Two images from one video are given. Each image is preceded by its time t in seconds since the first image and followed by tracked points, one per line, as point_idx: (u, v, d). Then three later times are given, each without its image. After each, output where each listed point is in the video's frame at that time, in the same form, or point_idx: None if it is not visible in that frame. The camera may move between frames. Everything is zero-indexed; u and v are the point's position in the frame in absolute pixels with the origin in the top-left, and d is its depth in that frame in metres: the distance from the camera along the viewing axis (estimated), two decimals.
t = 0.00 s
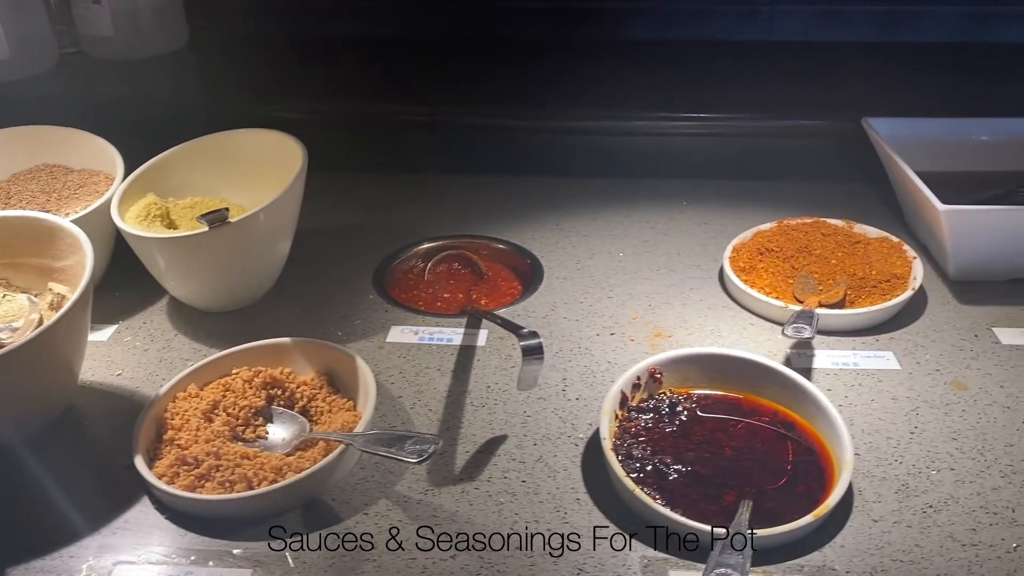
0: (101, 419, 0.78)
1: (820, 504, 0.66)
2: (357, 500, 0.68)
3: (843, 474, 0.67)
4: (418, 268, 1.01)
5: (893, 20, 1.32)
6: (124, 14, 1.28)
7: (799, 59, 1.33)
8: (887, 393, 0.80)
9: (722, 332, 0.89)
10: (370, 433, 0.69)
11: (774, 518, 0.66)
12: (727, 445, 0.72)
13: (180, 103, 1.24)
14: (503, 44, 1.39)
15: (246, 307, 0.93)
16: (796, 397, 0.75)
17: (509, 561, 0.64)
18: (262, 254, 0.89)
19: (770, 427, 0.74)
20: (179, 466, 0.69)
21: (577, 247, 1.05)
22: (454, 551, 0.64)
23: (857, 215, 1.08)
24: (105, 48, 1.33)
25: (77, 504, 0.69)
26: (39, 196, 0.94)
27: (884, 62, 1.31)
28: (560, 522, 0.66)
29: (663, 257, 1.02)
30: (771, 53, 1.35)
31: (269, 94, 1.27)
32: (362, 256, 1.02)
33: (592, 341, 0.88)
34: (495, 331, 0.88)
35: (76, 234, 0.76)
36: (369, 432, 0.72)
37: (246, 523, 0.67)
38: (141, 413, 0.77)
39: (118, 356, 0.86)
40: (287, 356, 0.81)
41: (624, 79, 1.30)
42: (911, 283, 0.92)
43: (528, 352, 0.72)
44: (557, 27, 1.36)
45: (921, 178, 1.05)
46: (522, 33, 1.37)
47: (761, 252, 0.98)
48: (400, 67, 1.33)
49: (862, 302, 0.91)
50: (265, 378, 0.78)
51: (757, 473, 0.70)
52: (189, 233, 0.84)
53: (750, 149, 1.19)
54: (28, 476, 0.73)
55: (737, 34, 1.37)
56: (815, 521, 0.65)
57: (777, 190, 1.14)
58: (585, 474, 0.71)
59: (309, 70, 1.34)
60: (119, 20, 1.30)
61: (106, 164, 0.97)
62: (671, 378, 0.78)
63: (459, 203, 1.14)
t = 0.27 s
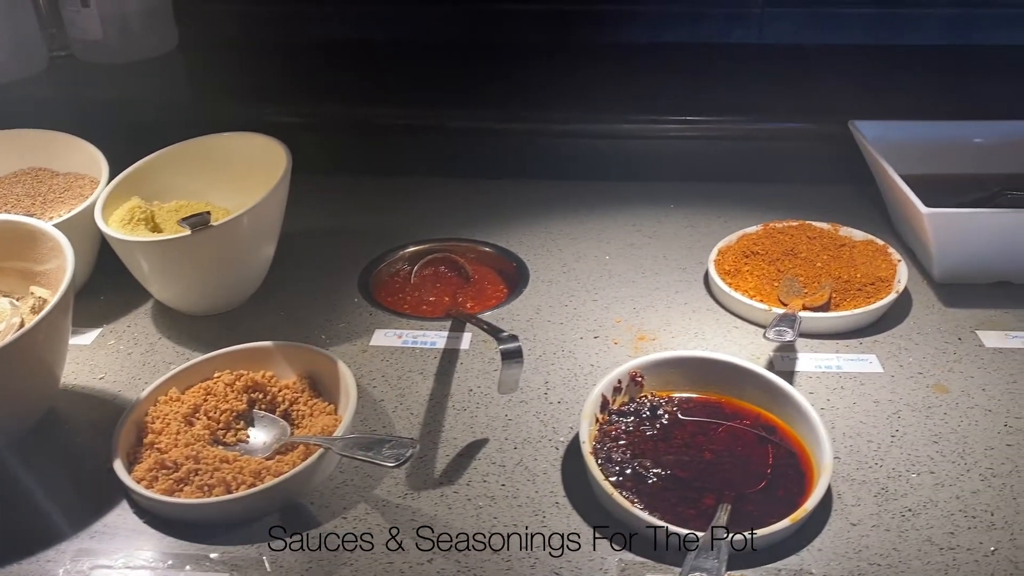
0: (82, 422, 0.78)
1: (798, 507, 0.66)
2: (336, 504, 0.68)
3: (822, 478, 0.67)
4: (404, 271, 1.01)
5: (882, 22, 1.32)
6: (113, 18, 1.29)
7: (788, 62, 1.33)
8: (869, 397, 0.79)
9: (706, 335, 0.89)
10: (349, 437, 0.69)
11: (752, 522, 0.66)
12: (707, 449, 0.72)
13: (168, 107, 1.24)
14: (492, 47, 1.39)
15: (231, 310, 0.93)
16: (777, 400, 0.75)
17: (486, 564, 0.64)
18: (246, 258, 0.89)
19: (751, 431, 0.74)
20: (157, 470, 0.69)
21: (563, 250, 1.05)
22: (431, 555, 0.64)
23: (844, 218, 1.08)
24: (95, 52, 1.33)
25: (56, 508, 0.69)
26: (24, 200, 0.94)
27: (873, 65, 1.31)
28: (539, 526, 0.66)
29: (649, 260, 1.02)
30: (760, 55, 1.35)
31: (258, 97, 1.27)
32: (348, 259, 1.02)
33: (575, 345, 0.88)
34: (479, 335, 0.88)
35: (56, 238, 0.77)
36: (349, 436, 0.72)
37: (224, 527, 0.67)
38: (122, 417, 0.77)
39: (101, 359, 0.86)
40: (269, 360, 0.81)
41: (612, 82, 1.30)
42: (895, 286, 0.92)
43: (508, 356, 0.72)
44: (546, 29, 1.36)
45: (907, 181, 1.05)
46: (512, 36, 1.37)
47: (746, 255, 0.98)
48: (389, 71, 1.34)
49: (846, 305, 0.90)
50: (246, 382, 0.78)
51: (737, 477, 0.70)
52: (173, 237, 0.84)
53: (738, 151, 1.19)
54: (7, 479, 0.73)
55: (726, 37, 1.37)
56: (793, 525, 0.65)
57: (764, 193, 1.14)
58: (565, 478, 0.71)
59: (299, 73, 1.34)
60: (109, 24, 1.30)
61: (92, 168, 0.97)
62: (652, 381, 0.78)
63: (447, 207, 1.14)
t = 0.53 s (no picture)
0: (60, 426, 0.78)
1: (776, 512, 0.66)
2: (312, 509, 0.68)
3: (800, 482, 0.67)
4: (388, 275, 1.00)
5: (871, 24, 1.32)
6: (100, 21, 1.29)
7: (776, 64, 1.33)
8: (851, 401, 0.79)
9: (688, 338, 0.88)
10: (326, 442, 0.69)
11: (730, 527, 0.65)
12: (687, 453, 0.72)
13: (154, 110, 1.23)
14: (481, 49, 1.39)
15: (213, 314, 0.93)
16: (757, 405, 0.75)
17: (462, 570, 0.63)
18: (228, 261, 0.89)
19: (731, 435, 0.74)
20: (133, 474, 0.69)
21: (548, 254, 1.05)
22: (407, 561, 0.64)
23: (831, 221, 1.08)
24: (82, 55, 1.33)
25: (31, 513, 0.69)
26: (6, 204, 0.94)
27: (862, 68, 1.31)
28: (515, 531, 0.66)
29: (634, 263, 1.02)
30: (749, 58, 1.35)
31: (245, 100, 1.27)
32: (332, 262, 1.02)
33: (557, 348, 0.87)
34: (462, 338, 0.88)
35: (34, 242, 0.76)
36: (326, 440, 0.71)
37: (199, 532, 0.66)
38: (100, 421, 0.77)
39: (82, 363, 0.86)
40: (248, 364, 0.80)
41: (600, 84, 1.29)
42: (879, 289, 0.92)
43: (486, 359, 0.72)
44: (535, 31, 1.36)
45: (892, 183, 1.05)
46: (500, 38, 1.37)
47: (730, 258, 0.98)
48: (377, 73, 1.33)
49: (830, 309, 0.90)
50: (225, 387, 0.78)
51: (715, 481, 0.69)
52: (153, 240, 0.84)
53: (725, 154, 1.19)
54: None
55: (715, 39, 1.37)
56: (770, 530, 0.64)
57: (751, 196, 1.14)
58: (543, 482, 0.70)
59: (286, 76, 1.34)
60: (95, 26, 1.30)
61: (74, 171, 0.97)
62: (632, 385, 0.78)
63: (433, 210, 1.14)
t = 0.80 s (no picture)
0: (35, 431, 0.77)
1: (750, 516, 0.66)
2: (284, 514, 0.68)
3: (774, 486, 0.67)
4: (370, 278, 1.00)
5: (856, 27, 1.32)
6: (85, 24, 1.28)
7: (763, 66, 1.33)
8: (829, 404, 0.79)
9: (668, 341, 0.88)
10: (298, 447, 0.69)
11: (703, 531, 0.65)
12: (662, 458, 0.72)
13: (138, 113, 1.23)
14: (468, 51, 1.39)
15: (193, 318, 0.93)
16: (733, 408, 0.75)
17: None
18: (206, 265, 0.89)
19: (707, 438, 0.74)
20: (105, 479, 0.69)
21: (531, 257, 1.04)
22: (377, 566, 0.64)
23: (815, 223, 1.07)
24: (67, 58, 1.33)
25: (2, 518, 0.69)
26: None
27: (848, 70, 1.31)
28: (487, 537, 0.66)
29: (616, 266, 1.02)
30: (735, 60, 1.35)
31: (230, 103, 1.27)
32: (314, 266, 1.02)
33: (537, 351, 0.87)
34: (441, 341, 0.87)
35: (9, 247, 0.77)
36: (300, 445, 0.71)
37: (170, 537, 0.66)
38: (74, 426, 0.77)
39: (59, 367, 0.86)
40: (225, 369, 0.80)
41: (586, 86, 1.29)
42: (860, 292, 0.91)
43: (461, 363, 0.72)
44: (521, 34, 1.36)
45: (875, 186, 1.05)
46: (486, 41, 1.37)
47: (712, 261, 0.98)
48: (363, 76, 1.33)
49: (810, 311, 0.90)
50: (200, 391, 0.78)
51: (690, 485, 0.69)
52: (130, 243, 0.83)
53: (710, 156, 1.19)
54: None
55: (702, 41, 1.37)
56: (743, 534, 0.64)
57: (735, 198, 1.14)
58: (517, 487, 0.70)
59: (272, 79, 1.34)
60: (80, 29, 1.30)
61: (54, 175, 0.97)
62: (609, 389, 0.78)
63: (416, 213, 1.13)
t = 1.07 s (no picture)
0: (7, 434, 0.77)
1: (721, 518, 0.66)
2: (254, 517, 0.67)
3: (746, 488, 0.67)
4: (350, 280, 1.00)
5: (842, 28, 1.32)
6: (68, 26, 1.28)
7: (748, 67, 1.33)
8: (806, 406, 0.79)
9: (646, 343, 0.88)
10: (269, 449, 0.68)
11: (674, 533, 0.65)
12: (636, 460, 0.71)
13: (121, 115, 1.23)
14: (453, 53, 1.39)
15: (171, 320, 0.93)
16: (707, 410, 0.75)
17: None
18: (183, 267, 0.89)
19: (681, 440, 0.73)
20: (75, 482, 0.68)
21: (512, 258, 1.04)
22: (346, 569, 0.63)
23: (797, 223, 1.07)
24: (51, 60, 1.33)
25: None
26: None
27: (834, 70, 1.31)
28: (458, 539, 0.65)
29: (597, 267, 1.02)
30: (721, 61, 1.35)
31: (213, 105, 1.26)
32: (293, 268, 1.01)
33: (514, 353, 0.87)
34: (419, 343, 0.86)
35: None
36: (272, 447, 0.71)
37: (138, 540, 0.66)
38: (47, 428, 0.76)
39: (34, 370, 0.85)
40: (200, 371, 0.80)
41: (571, 87, 1.29)
42: (839, 293, 0.91)
43: (433, 365, 0.72)
44: (506, 36, 1.36)
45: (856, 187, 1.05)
46: (472, 43, 1.37)
47: (692, 262, 0.98)
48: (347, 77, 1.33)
49: (789, 313, 0.90)
50: (174, 394, 0.77)
51: (663, 487, 0.69)
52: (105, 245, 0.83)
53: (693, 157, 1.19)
54: None
55: (687, 42, 1.37)
56: (714, 537, 0.64)
57: (718, 199, 1.13)
58: (489, 489, 0.69)
59: (256, 80, 1.33)
60: (64, 32, 1.30)
61: (31, 177, 0.96)
62: (585, 390, 0.77)
63: (398, 214, 1.13)
